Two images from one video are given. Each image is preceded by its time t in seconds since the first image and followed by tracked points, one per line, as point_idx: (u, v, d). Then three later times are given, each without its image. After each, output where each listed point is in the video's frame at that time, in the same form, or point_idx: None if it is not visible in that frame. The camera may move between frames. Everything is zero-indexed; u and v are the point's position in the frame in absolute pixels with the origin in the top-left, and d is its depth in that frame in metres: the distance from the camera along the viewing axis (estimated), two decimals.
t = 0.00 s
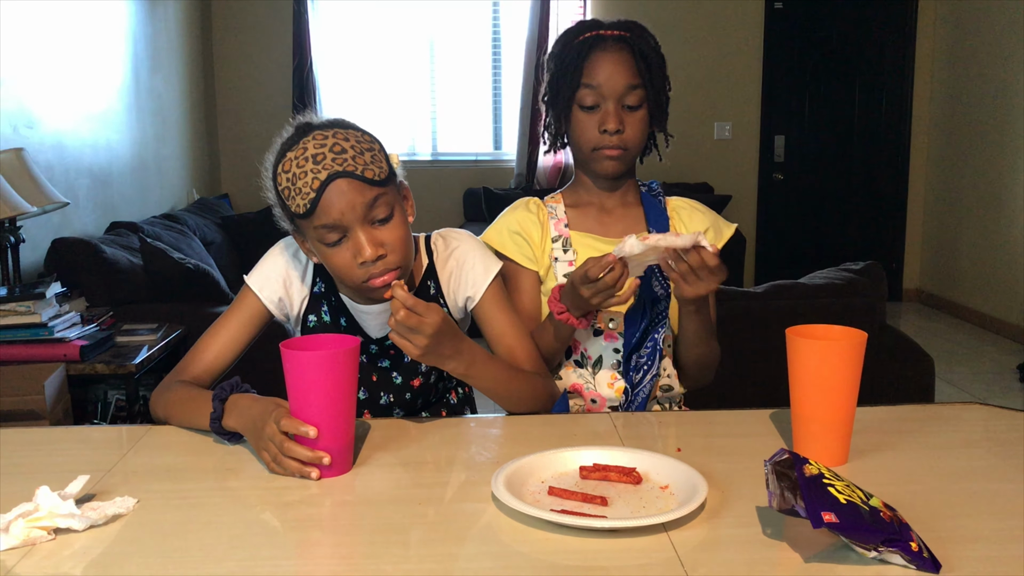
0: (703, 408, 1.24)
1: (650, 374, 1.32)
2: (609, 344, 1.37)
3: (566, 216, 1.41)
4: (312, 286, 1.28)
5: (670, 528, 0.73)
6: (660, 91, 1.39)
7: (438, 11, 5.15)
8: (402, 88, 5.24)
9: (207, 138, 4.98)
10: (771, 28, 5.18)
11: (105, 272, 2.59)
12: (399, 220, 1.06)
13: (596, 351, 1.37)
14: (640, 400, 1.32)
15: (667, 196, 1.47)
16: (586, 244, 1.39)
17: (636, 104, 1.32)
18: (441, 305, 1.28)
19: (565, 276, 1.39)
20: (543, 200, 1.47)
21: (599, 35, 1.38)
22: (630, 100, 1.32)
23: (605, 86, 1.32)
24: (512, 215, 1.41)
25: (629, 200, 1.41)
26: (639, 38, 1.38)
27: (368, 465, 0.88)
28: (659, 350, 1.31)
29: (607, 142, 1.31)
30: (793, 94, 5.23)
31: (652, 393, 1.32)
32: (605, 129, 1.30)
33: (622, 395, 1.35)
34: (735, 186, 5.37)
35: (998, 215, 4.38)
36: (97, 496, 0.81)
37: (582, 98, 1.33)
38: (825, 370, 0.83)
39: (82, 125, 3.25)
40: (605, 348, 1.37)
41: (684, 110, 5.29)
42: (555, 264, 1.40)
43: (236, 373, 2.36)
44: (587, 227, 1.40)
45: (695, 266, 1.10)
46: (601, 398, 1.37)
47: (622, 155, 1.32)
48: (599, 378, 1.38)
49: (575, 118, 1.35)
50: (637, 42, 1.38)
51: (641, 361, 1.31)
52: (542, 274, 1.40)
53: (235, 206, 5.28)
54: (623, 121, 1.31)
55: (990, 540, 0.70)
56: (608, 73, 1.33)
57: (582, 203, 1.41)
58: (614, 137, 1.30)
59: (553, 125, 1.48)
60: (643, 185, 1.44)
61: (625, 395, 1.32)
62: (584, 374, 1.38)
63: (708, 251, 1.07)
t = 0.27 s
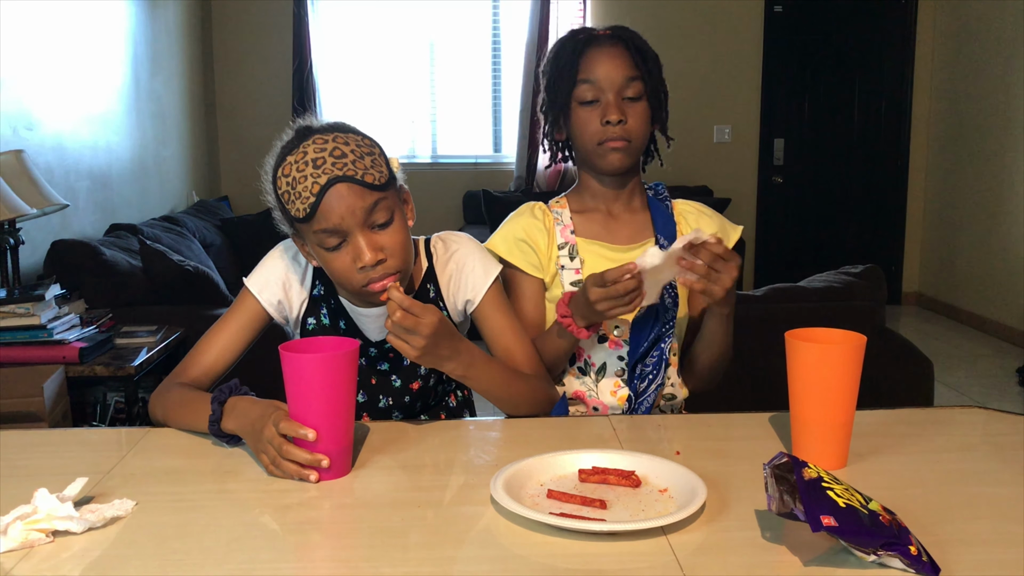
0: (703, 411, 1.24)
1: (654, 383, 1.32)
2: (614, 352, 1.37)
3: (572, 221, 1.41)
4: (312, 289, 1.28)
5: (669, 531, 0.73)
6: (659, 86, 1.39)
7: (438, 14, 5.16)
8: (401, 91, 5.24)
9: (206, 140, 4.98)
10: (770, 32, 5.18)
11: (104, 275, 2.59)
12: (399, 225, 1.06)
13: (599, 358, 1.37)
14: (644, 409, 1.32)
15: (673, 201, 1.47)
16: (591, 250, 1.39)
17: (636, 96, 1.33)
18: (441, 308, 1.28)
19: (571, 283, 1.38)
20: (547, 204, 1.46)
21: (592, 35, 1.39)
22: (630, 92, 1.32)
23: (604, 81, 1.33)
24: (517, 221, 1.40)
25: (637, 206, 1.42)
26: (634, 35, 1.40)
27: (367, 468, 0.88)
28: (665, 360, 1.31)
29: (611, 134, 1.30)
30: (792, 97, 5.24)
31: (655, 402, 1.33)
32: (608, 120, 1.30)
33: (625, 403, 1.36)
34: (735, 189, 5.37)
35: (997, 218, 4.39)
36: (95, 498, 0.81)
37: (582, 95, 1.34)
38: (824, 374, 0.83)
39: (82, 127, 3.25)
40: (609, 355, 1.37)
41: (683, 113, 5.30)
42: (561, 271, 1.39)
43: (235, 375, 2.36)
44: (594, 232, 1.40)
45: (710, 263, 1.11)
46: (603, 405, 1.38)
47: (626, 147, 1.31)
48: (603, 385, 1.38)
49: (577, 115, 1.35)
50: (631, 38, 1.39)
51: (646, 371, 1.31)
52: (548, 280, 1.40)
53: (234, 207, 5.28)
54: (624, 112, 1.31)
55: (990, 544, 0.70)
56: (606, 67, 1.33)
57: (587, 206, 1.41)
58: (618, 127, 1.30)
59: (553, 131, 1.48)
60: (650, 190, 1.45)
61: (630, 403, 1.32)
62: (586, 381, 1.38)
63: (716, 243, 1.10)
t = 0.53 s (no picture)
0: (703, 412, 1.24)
1: (655, 385, 1.33)
2: (615, 353, 1.37)
3: (577, 221, 1.41)
4: (312, 289, 1.28)
5: (669, 531, 0.73)
6: (660, 82, 1.39)
7: (438, 15, 5.16)
8: (401, 92, 5.24)
9: (206, 141, 4.98)
10: (770, 34, 5.19)
11: (104, 275, 2.59)
12: (401, 227, 1.06)
13: (600, 358, 1.37)
14: (645, 410, 1.34)
15: (679, 204, 1.47)
16: (596, 250, 1.38)
17: (639, 95, 1.33)
18: (442, 309, 1.28)
19: (573, 283, 1.38)
20: (553, 203, 1.46)
21: (588, 38, 1.39)
22: (633, 92, 1.33)
23: (606, 82, 1.33)
24: (522, 219, 1.40)
25: (642, 208, 1.42)
26: (631, 32, 1.39)
27: (367, 467, 0.88)
28: (666, 362, 1.32)
29: (619, 134, 1.30)
30: (792, 99, 5.24)
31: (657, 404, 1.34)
32: (615, 121, 1.30)
33: (626, 405, 1.35)
34: (734, 191, 5.37)
35: (997, 221, 4.39)
36: (95, 497, 0.81)
37: (585, 99, 1.35)
38: (826, 374, 0.83)
39: (82, 126, 3.25)
40: (611, 356, 1.37)
41: (683, 115, 5.30)
42: (564, 270, 1.39)
43: (235, 376, 2.36)
44: (598, 232, 1.40)
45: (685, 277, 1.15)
46: (603, 406, 1.38)
47: (635, 147, 1.31)
48: (604, 385, 1.37)
49: (582, 119, 1.35)
50: (629, 36, 1.38)
51: (648, 373, 1.32)
52: (551, 278, 1.40)
53: (234, 208, 5.28)
54: (630, 112, 1.31)
55: (990, 545, 0.70)
56: (606, 68, 1.33)
57: (594, 206, 1.41)
58: (624, 127, 1.30)
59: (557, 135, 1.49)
60: (656, 194, 1.45)
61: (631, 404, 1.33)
62: (587, 382, 1.37)
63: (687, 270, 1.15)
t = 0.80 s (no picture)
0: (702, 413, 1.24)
1: (654, 382, 1.33)
2: (614, 350, 1.37)
3: (576, 219, 1.41)
4: (313, 289, 1.28)
5: (669, 533, 0.73)
6: (661, 83, 1.39)
7: (439, 16, 5.16)
8: (401, 92, 5.24)
9: (206, 141, 4.98)
10: (771, 35, 5.19)
11: (103, 275, 2.59)
12: (401, 231, 1.06)
13: (599, 356, 1.37)
14: (642, 407, 1.33)
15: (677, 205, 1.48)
16: (595, 248, 1.39)
17: (637, 97, 1.33)
18: (444, 309, 1.28)
19: (573, 280, 1.39)
20: (552, 201, 1.46)
21: (587, 40, 1.39)
22: (630, 93, 1.33)
23: (603, 85, 1.33)
24: (521, 216, 1.40)
25: (641, 208, 1.42)
26: (631, 33, 1.39)
27: (367, 468, 0.88)
28: (665, 359, 1.32)
29: (617, 137, 1.30)
30: (792, 101, 5.24)
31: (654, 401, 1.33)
32: (611, 124, 1.30)
33: (624, 402, 1.36)
34: (734, 192, 5.37)
35: (996, 223, 4.39)
36: (95, 497, 0.81)
37: (583, 101, 1.35)
38: (825, 376, 0.83)
39: (82, 126, 3.25)
40: (609, 353, 1.37)
41: (683, 116, 5.30)
42: (563, 268, 1.39)
43: (235, 376, 2.36)
44: (598, 231, 1.40)
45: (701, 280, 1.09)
46: (602, 403, 1.38)
47: (632, 148, 1.31)
48: (603, 384, 1.38)
49: (580, 121, 1.35)
50: (628, 37, 1.38)
51: (646, 370, 1.32)
52: (549, 276, 1.40)
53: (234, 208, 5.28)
54: (627, 114, 1.31)
55: (989, 547, 0.70)
56: (604, 70, 1.33)
57: (594, 205, 1.41)
58: (622, 129, 1.30)
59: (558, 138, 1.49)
60: (654, 194, 1.46)
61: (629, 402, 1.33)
62: (586, 379, 1.38)
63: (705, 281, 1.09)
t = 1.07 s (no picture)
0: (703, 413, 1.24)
1: (654, 377, 1.34)
2: (614, 346, 1.37)
3: (574, 219, 1.41)
4: (312, 287, 1.27)
5: (670, 533, 0.73)
6: (664, 96, 1.38)
7: (440, 15, 5.16)
8: (402, 92, 5.24)
9: (207, 140, 4.98)
10: (772, 35, 5.19)
11: (104, 273, 2.59)
12: (406, 225, 1.06)
13: (600, 352, 1.37)
14: (642, 403, 1.33)
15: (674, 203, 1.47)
16: (593, 246, 1.39)
17: (635, 108, 1.32)
18: (447, 304, 1.27)
19: (572, 277, 1.38)
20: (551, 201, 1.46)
21: (600, 38, 1.38)
22: (629, 103, 1.32)
23: (604, 90, 1.32)
24: (520, 216, 1.40)
25: (638, 207, 1.42)
26: (642, 41, 1.38)
27: (368, 467, 0.88)
28: (665, 354, 1.33)
29: (606, 145, 1.31)
30: (793, 101, 5.24)
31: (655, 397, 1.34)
32: (603, 131, 1.30)
33: (625, 397, 1.35)
34: (735, 192, 5.37)
35: (998, 223, 4.39)
36: (95, 496, 0.81)
37: (581, 103, 1.34)
38: (828, 376, 0.83)
39: (83, 125, 3.25)
40: (610, 350, 1.36)
41: (684, 116, 5.30)
42: (562, 265, 1.39)
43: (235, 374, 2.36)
44: (596, 229, 1.40)
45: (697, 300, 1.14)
46: (603, 399, 1.37)
47: (621, 159, 1.31)
48: (603, 380, 1.37)
49: (575, 121, 1.35)
50: (639, 46, 1.37)
51: (646, 365, 1.34)
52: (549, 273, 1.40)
53: (235, 206, 5.27)
54: (621, 123, 1.31)
55: (992, 547, 0.70)
56: (607, 75, 1.33)
57: (591, 207, 1.42)
58: (612, 138, 1.30)
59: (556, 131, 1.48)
60: (652, 192, 1.45)
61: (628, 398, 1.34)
62: (586, 375, 1.37)
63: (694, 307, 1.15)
